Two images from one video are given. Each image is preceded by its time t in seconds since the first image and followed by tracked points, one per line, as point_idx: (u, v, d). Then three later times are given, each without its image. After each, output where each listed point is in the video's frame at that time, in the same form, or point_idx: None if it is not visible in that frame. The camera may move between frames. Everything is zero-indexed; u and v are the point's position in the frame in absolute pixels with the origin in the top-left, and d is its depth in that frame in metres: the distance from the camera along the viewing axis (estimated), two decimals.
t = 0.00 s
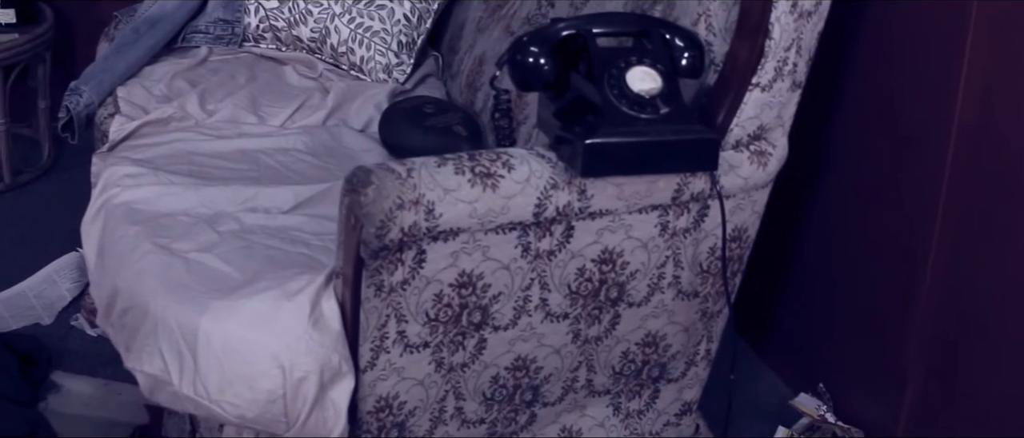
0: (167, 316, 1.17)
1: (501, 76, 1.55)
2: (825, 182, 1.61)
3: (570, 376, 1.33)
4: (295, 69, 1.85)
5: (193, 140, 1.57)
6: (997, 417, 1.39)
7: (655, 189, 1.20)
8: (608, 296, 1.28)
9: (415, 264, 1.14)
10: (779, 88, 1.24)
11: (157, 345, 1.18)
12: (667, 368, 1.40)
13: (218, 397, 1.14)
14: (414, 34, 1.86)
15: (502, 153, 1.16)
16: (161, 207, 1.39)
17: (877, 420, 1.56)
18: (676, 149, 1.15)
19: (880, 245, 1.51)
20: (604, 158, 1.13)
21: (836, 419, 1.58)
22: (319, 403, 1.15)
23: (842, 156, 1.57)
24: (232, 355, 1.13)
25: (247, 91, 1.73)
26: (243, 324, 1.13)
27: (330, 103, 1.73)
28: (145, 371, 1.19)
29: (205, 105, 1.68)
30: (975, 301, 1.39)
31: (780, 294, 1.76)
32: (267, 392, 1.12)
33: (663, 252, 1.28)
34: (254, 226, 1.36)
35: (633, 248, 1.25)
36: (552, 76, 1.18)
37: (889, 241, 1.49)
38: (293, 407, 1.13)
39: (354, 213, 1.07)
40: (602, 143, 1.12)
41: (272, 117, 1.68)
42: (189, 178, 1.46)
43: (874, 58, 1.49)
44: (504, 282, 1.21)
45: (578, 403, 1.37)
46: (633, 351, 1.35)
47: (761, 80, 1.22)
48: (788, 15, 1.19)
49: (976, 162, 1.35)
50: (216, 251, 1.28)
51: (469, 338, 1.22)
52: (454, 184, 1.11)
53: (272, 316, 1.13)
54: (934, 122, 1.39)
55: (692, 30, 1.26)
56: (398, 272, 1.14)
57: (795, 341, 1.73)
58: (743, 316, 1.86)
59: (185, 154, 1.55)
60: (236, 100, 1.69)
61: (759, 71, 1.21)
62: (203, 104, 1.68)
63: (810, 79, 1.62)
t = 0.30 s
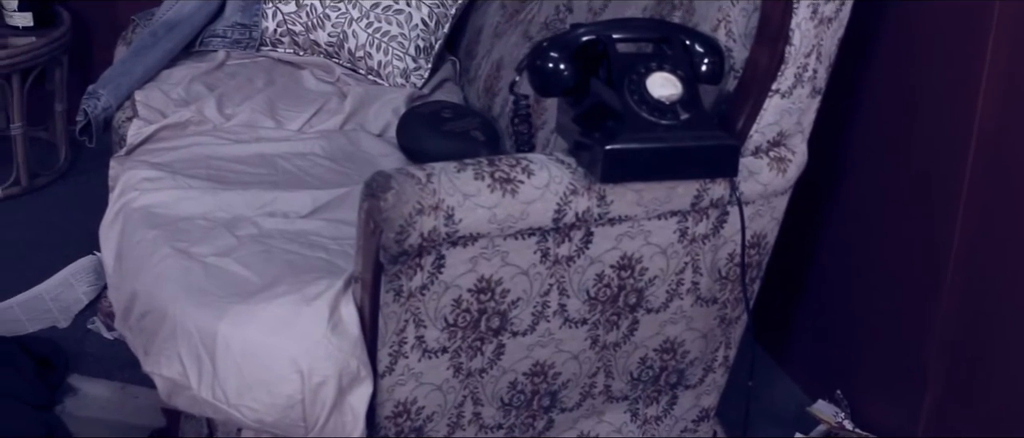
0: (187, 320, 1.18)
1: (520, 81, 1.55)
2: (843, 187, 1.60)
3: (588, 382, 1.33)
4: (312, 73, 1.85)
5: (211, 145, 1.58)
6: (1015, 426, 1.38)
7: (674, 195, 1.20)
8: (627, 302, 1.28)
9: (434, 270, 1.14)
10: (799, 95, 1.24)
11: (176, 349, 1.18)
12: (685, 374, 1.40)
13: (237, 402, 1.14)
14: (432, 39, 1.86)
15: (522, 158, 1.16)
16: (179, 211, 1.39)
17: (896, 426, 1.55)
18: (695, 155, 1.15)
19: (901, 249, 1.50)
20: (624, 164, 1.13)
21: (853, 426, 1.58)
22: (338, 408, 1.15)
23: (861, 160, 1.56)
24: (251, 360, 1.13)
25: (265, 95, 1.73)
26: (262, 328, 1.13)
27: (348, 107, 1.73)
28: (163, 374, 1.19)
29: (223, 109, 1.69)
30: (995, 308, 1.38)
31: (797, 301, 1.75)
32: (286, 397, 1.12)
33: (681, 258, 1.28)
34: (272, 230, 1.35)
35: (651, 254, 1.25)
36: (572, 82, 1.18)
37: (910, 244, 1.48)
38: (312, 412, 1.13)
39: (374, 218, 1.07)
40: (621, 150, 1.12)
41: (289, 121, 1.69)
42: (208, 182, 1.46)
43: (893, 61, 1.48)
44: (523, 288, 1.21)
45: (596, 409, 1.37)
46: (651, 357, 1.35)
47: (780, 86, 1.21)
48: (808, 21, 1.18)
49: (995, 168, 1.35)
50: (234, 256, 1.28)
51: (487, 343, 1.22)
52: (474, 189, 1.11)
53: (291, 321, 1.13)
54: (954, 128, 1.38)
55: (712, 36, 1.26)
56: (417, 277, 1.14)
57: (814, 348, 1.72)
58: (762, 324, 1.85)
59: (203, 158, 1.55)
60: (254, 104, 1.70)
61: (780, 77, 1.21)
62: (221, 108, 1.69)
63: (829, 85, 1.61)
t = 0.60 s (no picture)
0: (202, 323, 1.18)
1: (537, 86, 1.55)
2: (861, 193, 1.60)
3: (604, 388, 1.33)
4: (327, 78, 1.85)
5: (227, 149, 1.58)
6: None
7: (691, 201, 1.20)
8: (643, 307, 1.28)
9: (451, 274, 1.14)
10: (816, 100, 1.23)
11: (192, 353, 1.19)
12: (701, 380, 1.39)
13: (253, 405, 1.14)
14: (447, 43, 1.85)
15: (539, 164, 1.16)
16: (195, 215, 1.40)
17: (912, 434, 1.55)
18: (712, 161, 1.15)
19: (918, 255, 1.49)
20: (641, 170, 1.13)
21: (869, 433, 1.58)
22: (354, 412, 1.15)
23: (878, 165, 1.56)
24: (267, 364, 1.13)
25: (280, 99, 1.73)
26: (278, 333, 1.14)
27: (363, 111, 1.73)
28: (179, 377, 1.20)
29: (238, 113, 1.69)
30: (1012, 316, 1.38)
31: (813, 307, 1.74)
32: (302, 401, 1.12)
33: (698, 264, 1.27)
34: (288, 234, 1.35)
35: (667, 259, 1.25)
36: (590, 87, 1.18)
37: (926, 249, 1.47)
38: (327, 416, 1.14)
39: (391, 223, 1.07)
40: (639, 155, 1.11)
41: (304, 125, 1.68)
42: (224, 186, 1.46)
43: (911, 66, 1.47)
44: (539, 293, 1.20)
45: (612, 414, 1.37)
46: (667, 362, 1.35)
47: (798, 92, 1.21)
48: (826, 27, 1.18)
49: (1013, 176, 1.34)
50: (251, 260, 1.28)
51: (503, 348, 1.22)
52: (491, 194, 1.11)
53: (307, 325, 1.14)
54: (972, 135, 1.38)
55: (728, 41, 1.26)
56: (434, 282, 1.13)
57: (830, 354, 1.71)
58: (778, 329, 1.84)
59: (218, 162, 1.55)
60: (270, 108, 1.70)
61: (797, 83, 1.20)
62: (237, 112, 1.69)
63: (847, 91, 1.60)
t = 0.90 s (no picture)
0: (222, 327, 1.18)
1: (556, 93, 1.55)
2: (879, 200, 1.60)
3: (622, 394, 1.33)
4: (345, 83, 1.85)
5: (245, 154, 1.58)
6: None
7: (710, 208, 1.20)
8: (661, 314, 1.27)
9: (470, 281, 1.14)
10: (836, 108, 1.23)
11: (211, 358, 1.20)
12: (719, 387, 1.39)
13: (271, 411, 1.15)
14: (465, 49, 1.84)
15: (558, 170, 1.16)
16: (213, 220, 1.40)
17: None
18: (732, 169, 1.15)
19: (937, 262, 1.49)
20: (660, 178, 1.13)
21: None
22: (372, 418, 1.15)
23: (896, 173, 1.55)
24: (286, 369, 1.13)
25: (298, 104, 1.73)
26: (297, 338, 1.14)
27: (381, 117, 1.73)
28: (197, 382, 1.21)
29: (256, 118, 1.69)
30: None
31: (831, 316, 1.74)
32: (320, 407, 1.12)
33: (716, 271, 1.27)
34: (306, 240, 1.35)
35: (686, 266, 1.25)
36: (609, 94, 1.18)
37: (945, 257, 1.47)
38: (346, 422, 1.14)
39: (411, 229, 1.07)
40: (658, 162, 1.11)
41: (322, 130, 1.68)
42: (242, 191, 1.46)
43: (930, 74, 1.47)
44: (558, 300, 1.20)
45: (629, 421, 1.37)
46: (685, 369, 1.35)
47: (818, 100, 1.21)
48: (846, 34, 1.18)
49: None
50: (270, 265, 1.28)
51: (521, 355, 1.22)
52: (510, 201, 1.10)
53: (326, 331, 1.14)
54: (991, 143, 1.37)
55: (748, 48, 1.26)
56: (452, 288, 1.13)
57: (848, 362, 1.71)
58: (796, 337, 1.84)
59: (237, 166, 1.56)
60: (287, 114, 1.70)
61: (817, 91, 1.20)
62: (254, 117, 1.69)
63: (866, 98, 1.60)
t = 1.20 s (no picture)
0: (238, 334, 1.19)
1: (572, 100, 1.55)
2: (896, 208, 1.59)
3: (638, 401, 1.33)
4: (360, 89, 1.86)
5: (262, 159, 1.58)
6: None
7: (728, 215, 1.20)
8: (678, 321, 1.27)
9: (487, 287, 1.14)
10: (854, 115, 1.23)
11: (229, 364, 1.20)
12: (735, 395, 1.39)
13: (288, 416, 1.15)
14: (480, 55, 1.84)
15: (576, 177, 1.16)
16: (230, 225, 1.40)
17: None
18: (749, 176, 1.15)
19: (954, 269, 1.48)
20: (678, 185, 1.13)
21: None
22: (389, 423, 1.15)
23: (912, 180, 1.55)
24: (303, 375, 1.14)
25: (314, 110, 1.74)
26: (314, 344, 1.14)
27: (397, 123, 1.73)
28: (214, 387, 1.22)
29: (272, 124, 1.69)
30: None
31: (847, 323, 1.74)
32: (337, 413, 1.13)
33: (733, 278, 1.27)
34: (323, 245, 1.35)
35: (703, 273, 1.25)
36: (626, 100, 1.18)
37: (961, 264, 1.47)
38: (363, 427, 1.14)
39: (428, 235, 1.07)
40: (676, 169, 1.11)
41: (338, 136, 1.69)
42: (259, 197, 1.46)
43: (947, 81, 1.47)
44: (574, 307, 1.20)
45: (645, 428, 1.37)
46: (701, 377, 1.34)
47: (835, 107, 1.21)
48: (864, 41, 1.18)
49: None
50: (286, 271, 1.28)
51: (538, 361, 1.22)
52: (528, 207, 1.11)
53: (343, 337, 1.14)
54: (1008, 150, 1.37)
55: (766, 55, 1.25)
56: (470, 294, 1.13)
57: (864, 370, 1.70)
58: (812, 344, 1.84)
59: (253, 172, 1.56)
60: (303, 119, 1.70)
61: (834, 98, 1.20)
62: (271, 122, 1.69)
63: (885, 106, 1.60)
